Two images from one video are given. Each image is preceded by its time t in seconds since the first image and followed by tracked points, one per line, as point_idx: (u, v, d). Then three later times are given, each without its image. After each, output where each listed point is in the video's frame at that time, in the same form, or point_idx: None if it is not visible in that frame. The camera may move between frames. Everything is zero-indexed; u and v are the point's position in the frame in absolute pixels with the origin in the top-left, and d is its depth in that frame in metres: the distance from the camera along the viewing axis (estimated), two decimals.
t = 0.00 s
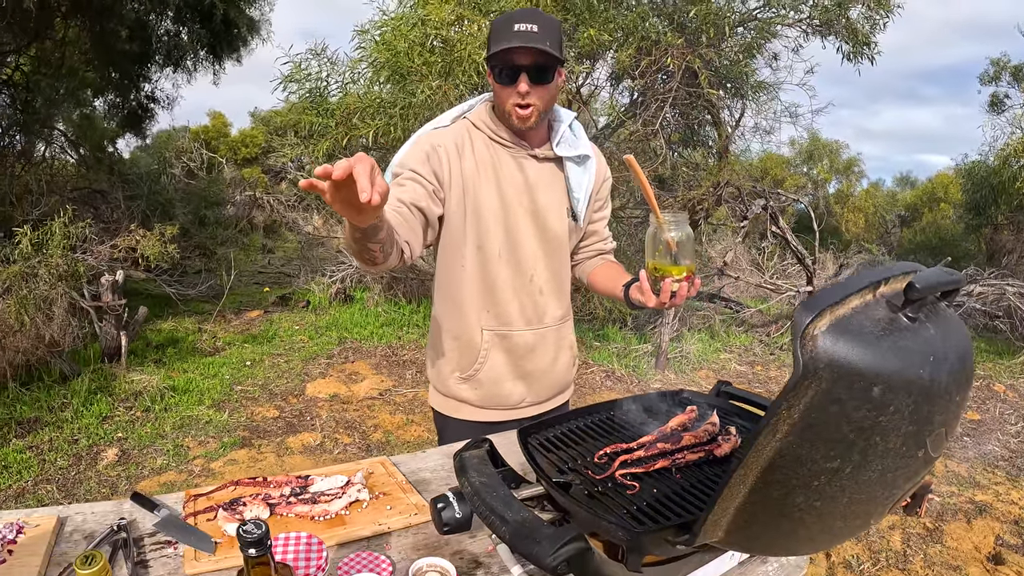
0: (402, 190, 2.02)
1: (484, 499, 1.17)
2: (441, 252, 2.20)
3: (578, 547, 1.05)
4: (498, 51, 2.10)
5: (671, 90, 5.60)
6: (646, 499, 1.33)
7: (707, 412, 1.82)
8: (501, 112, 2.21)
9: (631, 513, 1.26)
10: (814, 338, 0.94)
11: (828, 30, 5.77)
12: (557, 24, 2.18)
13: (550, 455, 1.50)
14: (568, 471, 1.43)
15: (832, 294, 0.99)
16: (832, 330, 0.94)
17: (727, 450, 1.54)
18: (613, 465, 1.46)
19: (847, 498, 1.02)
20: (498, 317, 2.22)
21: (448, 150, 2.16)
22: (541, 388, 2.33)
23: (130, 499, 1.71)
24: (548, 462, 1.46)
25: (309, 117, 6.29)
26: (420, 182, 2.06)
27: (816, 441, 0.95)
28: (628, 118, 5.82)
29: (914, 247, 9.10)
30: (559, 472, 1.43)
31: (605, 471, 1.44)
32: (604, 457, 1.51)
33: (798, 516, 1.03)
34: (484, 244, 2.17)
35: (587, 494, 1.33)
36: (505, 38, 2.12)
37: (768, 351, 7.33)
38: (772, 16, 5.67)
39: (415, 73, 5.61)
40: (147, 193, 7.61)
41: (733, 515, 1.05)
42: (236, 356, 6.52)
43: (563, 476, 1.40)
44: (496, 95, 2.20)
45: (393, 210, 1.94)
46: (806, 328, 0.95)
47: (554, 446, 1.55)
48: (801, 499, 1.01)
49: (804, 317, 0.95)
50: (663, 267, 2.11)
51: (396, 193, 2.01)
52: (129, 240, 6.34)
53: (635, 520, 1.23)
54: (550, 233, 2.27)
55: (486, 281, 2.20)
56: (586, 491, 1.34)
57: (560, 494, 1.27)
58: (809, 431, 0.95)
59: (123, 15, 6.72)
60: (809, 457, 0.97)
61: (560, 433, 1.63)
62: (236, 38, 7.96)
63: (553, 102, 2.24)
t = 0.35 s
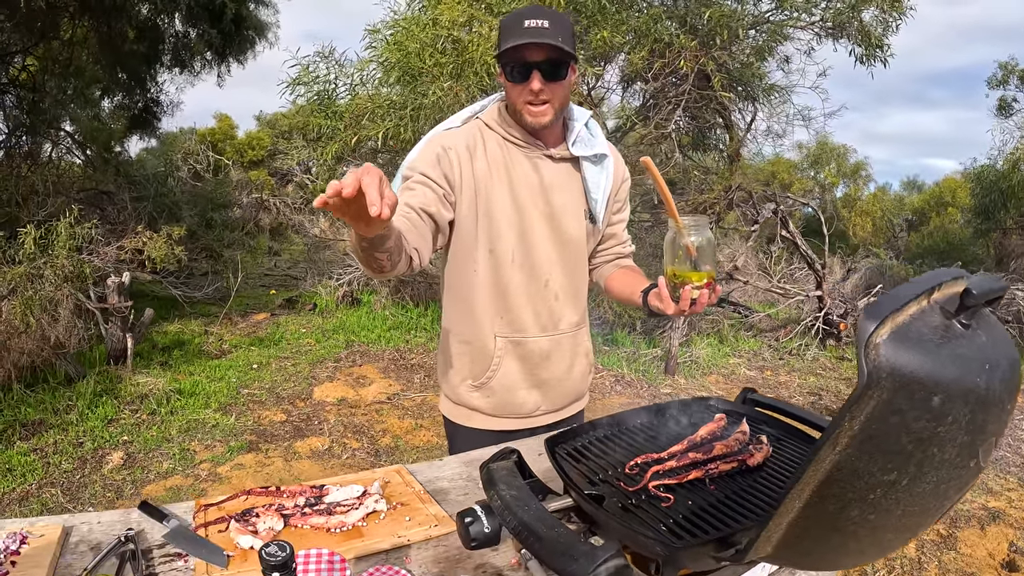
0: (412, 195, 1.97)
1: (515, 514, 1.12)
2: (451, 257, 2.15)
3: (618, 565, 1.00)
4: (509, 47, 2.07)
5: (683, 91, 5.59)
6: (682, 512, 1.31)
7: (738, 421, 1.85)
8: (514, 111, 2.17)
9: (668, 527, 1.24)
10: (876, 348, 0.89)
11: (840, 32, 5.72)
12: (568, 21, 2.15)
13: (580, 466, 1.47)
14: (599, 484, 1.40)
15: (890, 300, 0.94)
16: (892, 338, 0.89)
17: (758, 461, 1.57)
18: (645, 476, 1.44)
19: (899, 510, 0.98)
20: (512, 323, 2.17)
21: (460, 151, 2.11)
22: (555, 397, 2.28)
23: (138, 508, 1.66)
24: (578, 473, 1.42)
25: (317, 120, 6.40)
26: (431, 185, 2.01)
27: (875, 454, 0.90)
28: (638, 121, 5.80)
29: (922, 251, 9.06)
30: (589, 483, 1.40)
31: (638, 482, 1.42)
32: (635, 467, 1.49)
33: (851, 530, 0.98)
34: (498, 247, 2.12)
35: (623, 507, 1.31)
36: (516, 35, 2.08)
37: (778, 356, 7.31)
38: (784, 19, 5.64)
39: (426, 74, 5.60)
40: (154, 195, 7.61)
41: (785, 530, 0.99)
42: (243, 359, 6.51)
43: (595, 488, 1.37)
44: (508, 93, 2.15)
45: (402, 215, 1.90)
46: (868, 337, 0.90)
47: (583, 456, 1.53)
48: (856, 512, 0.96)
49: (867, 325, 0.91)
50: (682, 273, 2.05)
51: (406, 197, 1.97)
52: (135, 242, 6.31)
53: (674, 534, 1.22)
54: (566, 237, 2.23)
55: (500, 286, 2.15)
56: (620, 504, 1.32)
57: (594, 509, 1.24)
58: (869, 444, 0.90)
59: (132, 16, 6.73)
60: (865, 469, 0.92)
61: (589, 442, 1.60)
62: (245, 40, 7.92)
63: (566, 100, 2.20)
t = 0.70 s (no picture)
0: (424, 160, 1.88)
1: (547, 542, 1.04)
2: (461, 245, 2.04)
3: None
4: (556, 31, 2.01)
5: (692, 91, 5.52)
6: (724, 537, 1.27)
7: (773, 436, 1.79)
8: (547, 99, 2.09)
9: (711, 552, 1.20)
10: (962, 369, 0.78)
11: (852, 33, 5.63)
12: (622, 20, 2.10)
13: (612, 484, 1.41)
14: (634, 506, 1.33)
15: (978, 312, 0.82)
16: (981, 358, 0.78)
17: (796, 478, 1.54)
18: (682, 496, 1.39)
19: (974, 542, 0.85)
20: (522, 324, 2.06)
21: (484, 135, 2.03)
22: (560, 406, 2.17)
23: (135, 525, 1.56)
24: (610, 494, 1.35)
25: (321, 119, 6.33)
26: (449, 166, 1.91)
27: (954, 481, 0.79)
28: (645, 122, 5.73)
29: (928, 253, 9.01)
30: (623, 504, 1.33)
31: (675, 503, 1.37)
32: (672, 486, 1.44)
33: (919, 562, 0.87)
34: (512, 242, 2.02)
35: (665, 532, 1.25)
36: (567, 21, 2.02)
37: (785, 359, 7.24)
38: (795, 18, 5.57)
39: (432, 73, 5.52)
40: (155, 195, 7.53)
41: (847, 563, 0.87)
42: (244, 362, 6.43)
43: (630, 509, 1.32)
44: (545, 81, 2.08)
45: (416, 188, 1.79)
46: (953, 357, 0.79)
47: (614, 474, 1.46)
48: (925, 544, 0.85)
49: (954, 343, 0.80)
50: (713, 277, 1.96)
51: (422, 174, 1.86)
52: (136, 243, 6.22)
53: (718, 561, 1.16)
54: (585, 237, 2.13)
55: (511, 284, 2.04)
56: (659, 528, 1.26)
57: (629, 534, 1.17)
58: (948, 472, 0.79)
59: (134, 14, 6.67)
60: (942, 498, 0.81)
61: (620, 458, 1.54)
62: (245, 42, 7.82)
63: (604, 98, 2.13)
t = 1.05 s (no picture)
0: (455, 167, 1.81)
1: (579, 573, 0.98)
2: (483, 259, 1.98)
3: None
4: (604, 41, 1.97)
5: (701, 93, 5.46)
6: (759, 563, 1.25)
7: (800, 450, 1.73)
8: (577, 109, 2.05)
9: None
10: None
11: (860, 35, 5.57)
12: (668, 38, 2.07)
13: (640, 507, 1.38)
14: (665, 530, 1.31)
15: None
16: None
17: (829, 497, 1.50)
18: (714, 520, 1.37)
19: None
20: (543, 343, 2.00)
21: (511, 144, 1.97)
22: (576, 428, 2.12)
23: (134, 546, 1.49)
24: (640, 516, 1.33)
25: (324, 121, 6.28)
26: (481, 177, 1.84)
27: (1017, 515, 0.88)
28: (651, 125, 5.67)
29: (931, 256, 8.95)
30: (653, 529, 1.31)
31: (706, 528, 1.35)
32: (702, 510, 1.41)
33: None
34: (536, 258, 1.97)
35: (697, 559, 1.22)
36: (616, 32, 1.98)
37: (790, 363, 7.18)
38: (804, 20, 5.52)
39: (437, 74, 5.47)
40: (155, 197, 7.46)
41: None
42: (245, 366, 6.36)
43: (660, 535, 1.28)
44: (580, 89, 2.03)
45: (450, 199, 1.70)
46: None
47: (642, 496, 1.43)
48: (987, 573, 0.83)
49: None
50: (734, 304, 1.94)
51: (455, 184, 1.77)
52: (135, 245, 6.14)
53: None
54: (606, 255, 2.10)
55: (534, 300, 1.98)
56: (693, 555, 1.24)
57: (661, 560, 1.13)
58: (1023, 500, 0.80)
59: (133, 14, 6.61)
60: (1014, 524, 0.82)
61: (646, 478, 1.50)
62: (245, 44, 7.78)
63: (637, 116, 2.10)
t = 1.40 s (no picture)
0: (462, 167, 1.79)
1: None
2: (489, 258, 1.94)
3: None
4: (603, 40, 1.93)
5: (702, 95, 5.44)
6: None
7: (810, 460, 1.70)
8: (581, 110, 2.02)
9: None
10: None
11: (861, 38, 5.57)
12: (669, 34, 2.03)
13: (653, 519, 1.35)
14: (679, 543, 1.29)
15: None
16: None
17: (842, 507, 1.47)
18: (729, 532, 1.35)
19: None
20: (547, 348, 1.96)
21: (518, 145, 1.93)
22: (580, 435, 2.08)
23: (132, 558, 1.44)
24: (652, 529, 1.31)
25: (323, 123, 6.26)
26: (488, 178, 1.81)
27: None
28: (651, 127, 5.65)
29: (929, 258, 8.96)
30: (667, 543, 1.28)
31: (722, 541, 1.32)
32: (718, 523, 1.38)
33: None
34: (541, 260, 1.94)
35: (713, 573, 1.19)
36: (614, 31, 1.94)
37: (788, 366, 7.17)
38: (804, 23, 5.53)
39: (437, 76, 5.45)
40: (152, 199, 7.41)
41: None
42: (242, 369, 6.31)
43: (675, 549, 1.25)
44: (582, 90, 2.01)
45: (457, 201, 1.68)
46: None
47: (655, 508, 1.40)
48: None
49: None
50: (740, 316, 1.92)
51: (461, 185, 1.75)
52: (132, 247, 6.09)
53: None
54: (612, 259, 2.08)
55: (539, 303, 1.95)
56: (709, 569, 1.21)
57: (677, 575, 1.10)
58: None
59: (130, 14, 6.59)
60: None
61: (657, 491, 1.47)
62: (244, 43, 7.81)
63: (641, 116, 2.08)
